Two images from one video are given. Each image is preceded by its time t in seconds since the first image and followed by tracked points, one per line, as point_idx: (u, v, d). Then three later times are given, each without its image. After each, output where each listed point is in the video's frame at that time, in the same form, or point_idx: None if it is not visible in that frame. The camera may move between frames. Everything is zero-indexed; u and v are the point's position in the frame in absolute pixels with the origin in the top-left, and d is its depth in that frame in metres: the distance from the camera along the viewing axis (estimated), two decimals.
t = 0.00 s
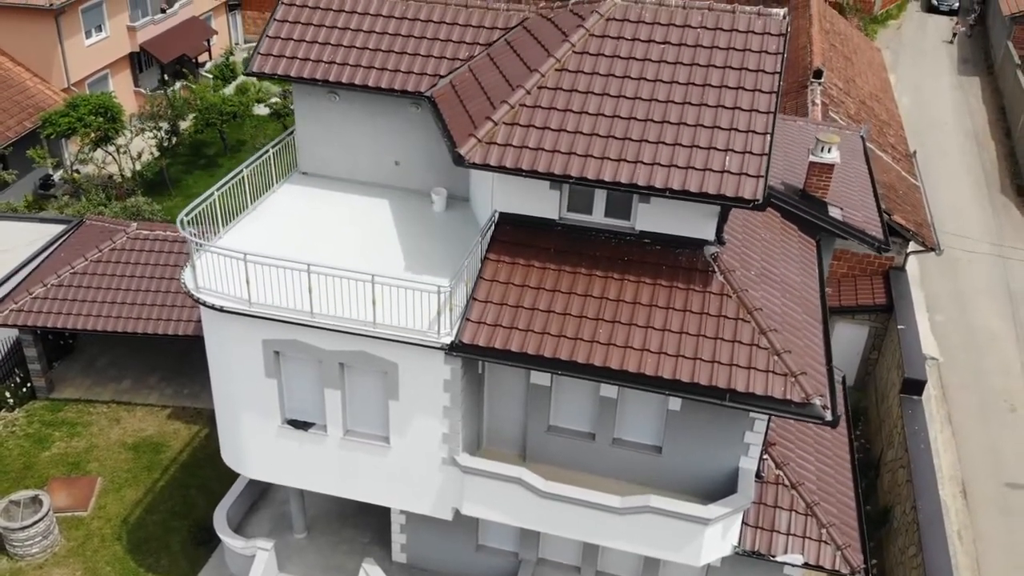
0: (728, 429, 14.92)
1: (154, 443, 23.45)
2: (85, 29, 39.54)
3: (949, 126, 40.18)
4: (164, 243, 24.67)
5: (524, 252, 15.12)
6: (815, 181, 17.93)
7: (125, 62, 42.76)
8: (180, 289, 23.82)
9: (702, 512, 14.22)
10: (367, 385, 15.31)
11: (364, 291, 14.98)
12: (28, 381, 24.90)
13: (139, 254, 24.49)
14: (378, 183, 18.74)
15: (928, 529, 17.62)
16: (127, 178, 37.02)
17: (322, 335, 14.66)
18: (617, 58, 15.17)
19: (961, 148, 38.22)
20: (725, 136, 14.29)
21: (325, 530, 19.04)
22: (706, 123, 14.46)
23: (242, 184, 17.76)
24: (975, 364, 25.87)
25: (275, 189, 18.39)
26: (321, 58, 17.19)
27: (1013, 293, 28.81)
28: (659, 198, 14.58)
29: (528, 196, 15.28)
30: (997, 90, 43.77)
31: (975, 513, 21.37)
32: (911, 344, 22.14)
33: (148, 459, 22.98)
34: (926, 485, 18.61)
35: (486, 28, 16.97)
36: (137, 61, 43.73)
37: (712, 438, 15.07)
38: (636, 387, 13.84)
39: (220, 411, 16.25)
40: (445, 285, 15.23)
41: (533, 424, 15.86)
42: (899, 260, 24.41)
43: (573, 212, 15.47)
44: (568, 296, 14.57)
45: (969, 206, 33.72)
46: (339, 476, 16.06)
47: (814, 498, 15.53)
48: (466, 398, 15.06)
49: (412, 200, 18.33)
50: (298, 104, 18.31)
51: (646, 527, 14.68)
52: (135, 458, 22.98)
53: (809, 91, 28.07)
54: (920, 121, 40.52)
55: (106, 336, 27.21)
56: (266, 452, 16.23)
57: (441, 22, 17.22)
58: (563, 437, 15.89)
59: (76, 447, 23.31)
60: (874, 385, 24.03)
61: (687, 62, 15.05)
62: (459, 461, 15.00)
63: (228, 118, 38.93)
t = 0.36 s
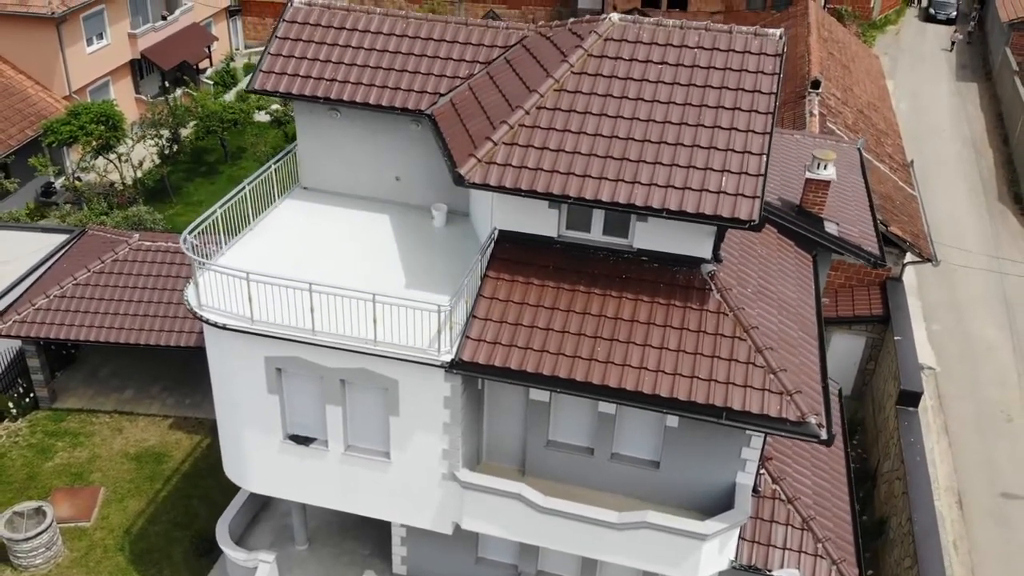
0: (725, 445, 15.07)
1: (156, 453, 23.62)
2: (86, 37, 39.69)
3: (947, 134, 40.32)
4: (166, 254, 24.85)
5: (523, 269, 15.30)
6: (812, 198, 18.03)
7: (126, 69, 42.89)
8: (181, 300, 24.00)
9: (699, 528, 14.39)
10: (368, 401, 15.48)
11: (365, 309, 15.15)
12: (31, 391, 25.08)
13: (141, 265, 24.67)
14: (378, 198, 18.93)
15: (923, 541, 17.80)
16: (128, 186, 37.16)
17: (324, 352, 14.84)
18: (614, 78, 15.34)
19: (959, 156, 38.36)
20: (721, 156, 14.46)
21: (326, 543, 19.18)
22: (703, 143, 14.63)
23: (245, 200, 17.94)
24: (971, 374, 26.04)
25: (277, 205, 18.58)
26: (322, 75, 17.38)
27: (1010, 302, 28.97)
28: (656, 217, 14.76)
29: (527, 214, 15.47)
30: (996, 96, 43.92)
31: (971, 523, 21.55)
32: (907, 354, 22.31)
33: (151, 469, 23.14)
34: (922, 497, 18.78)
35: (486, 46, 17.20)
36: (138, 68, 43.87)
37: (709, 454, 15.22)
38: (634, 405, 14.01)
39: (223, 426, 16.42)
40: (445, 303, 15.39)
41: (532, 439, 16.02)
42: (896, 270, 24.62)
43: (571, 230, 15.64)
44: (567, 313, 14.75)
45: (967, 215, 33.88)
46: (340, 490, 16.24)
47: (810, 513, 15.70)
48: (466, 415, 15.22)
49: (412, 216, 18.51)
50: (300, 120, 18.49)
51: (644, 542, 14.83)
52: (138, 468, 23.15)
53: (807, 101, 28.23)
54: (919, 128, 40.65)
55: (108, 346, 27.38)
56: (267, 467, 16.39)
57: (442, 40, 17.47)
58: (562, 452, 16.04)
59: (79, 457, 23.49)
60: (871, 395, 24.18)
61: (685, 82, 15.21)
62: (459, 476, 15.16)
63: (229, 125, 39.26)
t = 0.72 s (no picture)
0: (722, 461, 15.22)
1: (158, 464, 23.80)
2: (88, 45, 39.84)
3: (945, 141, 40.49)
4: (167, 265, 25.03)
5: (522, 287, 15.47)
6: (808, 214, 18.17)
7: (127, 76, 43.00)
8: (183, 311, 24.18)
9: (696, 544, 14.55)
10: (369, 418, 15.65)
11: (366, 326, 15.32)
12: (33, 402, 25.26)
13: (143, 276, 24.85)
14: (378, 213, 19.12)
15: (919, 553, 17.97)
16: (129, 193, 37.31)
17: (325, 370, 15.01)
18: (612, 99, 15.53)
19: (957, 163, 38.51)
20: (718, 177, 14.63)
21: (327, 554, 19.33)
22: (699, 164, 14.81)
23: (247, 217, 18.10)
24: (967, 383, 26.21)
25: (279, 220, 18.74)
26: (323, 93, 17.56)
27: (1007, 311, 29.14)
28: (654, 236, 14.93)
29: (526, 232, 15.65)
30: (994, 103, 44.07)
31: (967, 533, 21.72)
32: (903, 366, 22.50)
33: (153, 480, 23.31)
34: (918, 509, 18.96)
35: (486, 64, 17.43)
36: (139, 75, 43.99)
37: (706, 469, 15.37)
38: (632, 423, 14.17)
39: (225, 442, 16.58)
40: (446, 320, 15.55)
41: (531, 454, 16.20)
42: (893, 281, 24.84)
43: (570, 247, 15.81)
44: (565, 331, 14.91)
45: (964, 223, 34.04)
46: (341, 505, 16.41)
47: (806, 528, 15.87)
48: (466, 431, 15.38)
49: (412, 231, 18.70)
50: (300, 137, 18.68)
51: (642, 557, 15.00)
52: (140, 479, 23.32)
53: (805, 112, 28.41)
54: (917, 135, 40.79)
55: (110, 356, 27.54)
56: (269, 482, 16.56)
57: (441, 58, 17.71)
58: (561, 467, 16.20)
59: (82, 467, 23.66)
60: (868, 405, 24.35)
61: (682, 102, 15.38)
62: (458, 492, 15.33)
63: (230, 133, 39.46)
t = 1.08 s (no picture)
0: (719, 477, 15.38)
1: (160, 474, 23.97)
2: (89, 52, 39.98)
3: (944, 148, 40.62)
4: (169, 276, 25.19)
5: (521, 304, 15.63)
6: (805, 230, 18.27)
7: (127, 83, 43.08)
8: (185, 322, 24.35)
9: (693, 559, 14.72)
10: (369, 434, 15.81)
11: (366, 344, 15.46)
12: (36, 412, 25.44)
13: (145, 288, 25.01)
14: (379, 228, 19.28)
15: (914, 565, 18.14)
16: (130, 201, 37.45)
17: (326, 387, 15.16)
18: (610, 118, 15.69)
19: (955, 171, 38.63)
20: (714, 197, 14.77)
21: (328, 566, 19.50)
22: (696, 184, 14.95)
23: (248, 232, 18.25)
24: (964, 392, 26.37)
25: (281, 235, 18.90)
26: (325, 110, 17.72)
27: (1003, 320, 29.30)
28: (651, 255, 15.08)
29: (525, 250, 15.83)
30: (992, 109, 44.22)
31: (962, 543, 21.89)
32: (899, 377, 22.66)
33: (155, 490, 23.49)
34: (914, 521, 19.13)
35: (485, 82, 17.64)
36: (139, 82, 44.04)
37: (703, 485, 15.52)
38: (630, 440, 14.31)
39: (227, 457, 16.74)
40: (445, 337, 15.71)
41: (530, 469, 16.35)
42: (890, 292, 25.02)
43: (568, 265, 15.97)
44: (564, 349, 15.06)
45: (961, 231, 34.18)
46: (342, 519, 16.58)
47: (802, 542, 16.02)
48: (465, 448, 15.53)
49: (413, 246, 18.86)
50: (302, 153, 18.88)
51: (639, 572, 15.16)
52: (142, 489, 23.49)
53: (803, 122, 28.57)
54: (915, 142, 40.93)
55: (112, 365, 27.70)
56: (271, 496, 16.72)
57: (441, 76, 17.90)
58: (560, 482, 16.35)
59: (84, 477, 23.84)
60: (865, 415, 24.51)
61: (679, 122, 15.53)
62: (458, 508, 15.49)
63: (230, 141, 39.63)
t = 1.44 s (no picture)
0: (715, 494, 15.52)
1: (162, 484, 24.13)
2: (90, 60, 40.14)
3: (942, 155, 40.81)
4: (171, 287, 25.38)
5: (520, 321, 15.80)
6: (801, 246, 18.38)
7: (128, 90, 43.13)
8: (186, 333, 24.54)
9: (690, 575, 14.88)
10: (370, 449, 15.97)
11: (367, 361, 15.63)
12: (38, 422, 25.63)
13: (147, 298, 25.20)
14: (380, 243, 19.46)
15: None
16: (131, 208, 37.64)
17: (327, 405, 15.33)
18: (607, 138, 15.89)
19: (952, 178, 38.85)
20: (711, 217, 14.96)
21: None
22: (692, 204, 15.14)
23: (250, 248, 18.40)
24: (960, 402, 26.56)
25: (282, 250, 19.06)
26: (326, 127, 17.89)
27: (999, 328, 29.52)
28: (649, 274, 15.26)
29: (524, 268, 16.01)
30: (989, 115, 44.45)
31: (958, 554, 22.05)
32: (896, 388, 22.82)
33: (156, 501, 23.63)
34: (910, 533, 19.29)
35: (485, 100, 17.88)
36: (139, 89, 44.09)
37: (700, 501, 15.66)
38: (627, 458, 14.46)
39: (229, 472, 16.90)
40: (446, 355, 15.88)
41: (529, 484, 16.51)
42: (887, 302, 25.20)
43: (567, 282, 16.16)
44: (562, 366, 15.23)
45: (957, 240, 34.40)
46: (343, 534, 16.75)
47: (798, 557, 16.17)
48: (464, 464, 15.69)
49: (413, 261, 19.03)
50: (303, 169, 19.07)
51: None
52: (143, 500, 23.65)
53: (799, 132, 28.78)
54: (912, 150, 41.13)
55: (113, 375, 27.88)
56: (272, 511, 16.88)
57: (441, 93, 18.11)
58: (558, 497, 16.51)
59: (86, 488, 24.00)
60: (862, 425, 24.68)
61: (675, 142, 15.73)
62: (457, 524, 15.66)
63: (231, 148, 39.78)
